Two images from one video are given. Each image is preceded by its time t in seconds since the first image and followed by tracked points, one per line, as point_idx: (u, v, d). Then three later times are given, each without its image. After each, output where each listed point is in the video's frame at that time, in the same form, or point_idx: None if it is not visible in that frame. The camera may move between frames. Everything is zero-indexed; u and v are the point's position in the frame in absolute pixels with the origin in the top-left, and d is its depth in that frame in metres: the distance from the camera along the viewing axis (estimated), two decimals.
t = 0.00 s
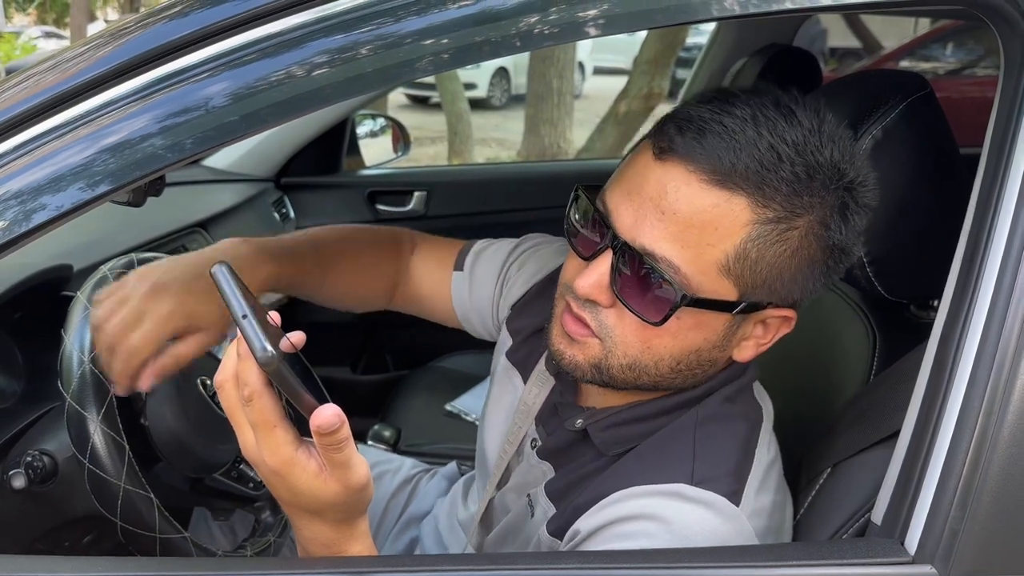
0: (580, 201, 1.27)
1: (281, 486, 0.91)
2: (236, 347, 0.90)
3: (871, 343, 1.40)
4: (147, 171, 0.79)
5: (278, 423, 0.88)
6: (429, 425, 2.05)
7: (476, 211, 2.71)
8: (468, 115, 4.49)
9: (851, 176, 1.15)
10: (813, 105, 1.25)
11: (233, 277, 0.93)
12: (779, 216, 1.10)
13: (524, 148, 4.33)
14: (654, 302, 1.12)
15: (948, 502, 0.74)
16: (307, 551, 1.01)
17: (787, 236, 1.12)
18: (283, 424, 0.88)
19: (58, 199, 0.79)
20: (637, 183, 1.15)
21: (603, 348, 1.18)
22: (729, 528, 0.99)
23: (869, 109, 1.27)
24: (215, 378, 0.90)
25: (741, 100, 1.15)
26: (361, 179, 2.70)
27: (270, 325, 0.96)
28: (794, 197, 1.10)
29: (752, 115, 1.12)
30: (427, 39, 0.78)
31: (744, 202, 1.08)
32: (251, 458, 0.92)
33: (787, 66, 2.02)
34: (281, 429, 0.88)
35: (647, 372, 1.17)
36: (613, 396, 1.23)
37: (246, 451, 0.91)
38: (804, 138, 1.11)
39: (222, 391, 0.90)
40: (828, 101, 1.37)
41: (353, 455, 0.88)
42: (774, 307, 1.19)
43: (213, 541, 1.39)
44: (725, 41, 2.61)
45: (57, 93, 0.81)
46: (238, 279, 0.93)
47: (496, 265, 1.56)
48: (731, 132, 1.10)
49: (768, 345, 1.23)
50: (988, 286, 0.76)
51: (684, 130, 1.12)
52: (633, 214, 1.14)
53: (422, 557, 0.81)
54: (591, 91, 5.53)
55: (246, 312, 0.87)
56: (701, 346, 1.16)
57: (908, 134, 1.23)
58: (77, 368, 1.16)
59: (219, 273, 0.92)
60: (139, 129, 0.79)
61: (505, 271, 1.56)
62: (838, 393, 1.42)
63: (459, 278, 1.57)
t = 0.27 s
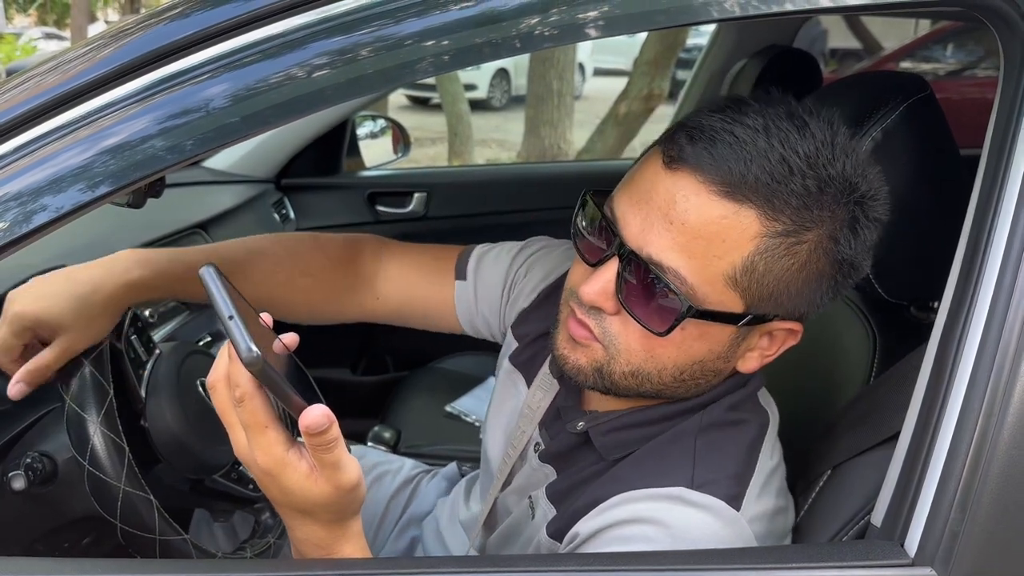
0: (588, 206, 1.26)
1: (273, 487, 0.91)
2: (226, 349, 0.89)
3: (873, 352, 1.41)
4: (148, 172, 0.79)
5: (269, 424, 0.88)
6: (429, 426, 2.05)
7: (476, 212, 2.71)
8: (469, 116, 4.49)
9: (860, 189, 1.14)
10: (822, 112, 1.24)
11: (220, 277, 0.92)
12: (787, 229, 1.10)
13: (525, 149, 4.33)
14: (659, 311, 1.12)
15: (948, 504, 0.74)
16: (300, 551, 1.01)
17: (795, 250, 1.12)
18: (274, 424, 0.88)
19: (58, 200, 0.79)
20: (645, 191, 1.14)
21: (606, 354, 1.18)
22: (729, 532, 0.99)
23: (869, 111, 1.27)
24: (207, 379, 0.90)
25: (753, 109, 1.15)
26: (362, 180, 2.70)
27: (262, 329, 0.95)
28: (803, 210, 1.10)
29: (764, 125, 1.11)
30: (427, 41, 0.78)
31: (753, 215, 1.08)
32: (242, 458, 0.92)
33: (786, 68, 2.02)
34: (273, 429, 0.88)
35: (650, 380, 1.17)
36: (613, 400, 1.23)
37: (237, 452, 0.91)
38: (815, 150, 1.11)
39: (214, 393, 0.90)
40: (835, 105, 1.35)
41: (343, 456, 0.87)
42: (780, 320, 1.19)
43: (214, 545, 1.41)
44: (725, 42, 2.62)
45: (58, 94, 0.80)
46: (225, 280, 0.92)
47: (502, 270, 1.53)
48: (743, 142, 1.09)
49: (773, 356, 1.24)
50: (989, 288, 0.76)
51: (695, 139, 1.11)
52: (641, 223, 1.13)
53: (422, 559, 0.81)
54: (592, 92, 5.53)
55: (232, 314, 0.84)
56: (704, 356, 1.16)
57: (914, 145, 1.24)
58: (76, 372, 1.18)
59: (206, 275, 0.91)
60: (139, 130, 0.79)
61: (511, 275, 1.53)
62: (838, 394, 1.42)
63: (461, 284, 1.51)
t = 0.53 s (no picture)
0: (577, 209, 1.26)
1: (276, 485, 0.91)
2: (234, 345, 0.89)
3: (871, 355, 1.41)
4: (149, 174, 0.79)
5: (274, 421, 0.88)
6: (429, 427, 2.05)
7: (476, 214, 2.71)
8: (469, 118, 4.50)
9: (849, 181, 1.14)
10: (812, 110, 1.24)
11: (231, 272, 0.91)
12: (775, 221, 1.10)
13: (525, 150, 4.34)
14: (650, 310, 1.12)
15: (947, 507, 0.74)
16: (302, 551, 1.01)
17: (785, 241, 1.12)
18: (279, 422, 0.88)
19: (59, 202, 0.80)
20: (631, 189, 1.15)
21: (600, 359, 1.18)
22: (729, 536, 0.99)
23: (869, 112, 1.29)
24: (215, 375, 0.89)
25: (737, 104, 1.15)
26: (362, 182, 2.71)
27: (269, 327, 0.95)
28: (791, 201, 1.10)
29: (747, 119, 1.11)
30: (428, 43, 0.78)
31: (739, 208, 1.08)
32: (245, 455, 0.92)
33: (786, 70, 2.02)
34: (278, 427, 0.88)
35: (646, 382, 1.17)
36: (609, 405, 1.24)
37: (241, 448, 0.92)
38: (801, 142, 1.11)
39: (220, 389, 0.90)
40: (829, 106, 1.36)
41: (347, 455, 0.87)
42: (773, 315, 1.18)
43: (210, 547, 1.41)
44: (725, 44, 2.62)
45: (59, 96, 0.81)
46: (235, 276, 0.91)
47: (491, 276, 1.53)
48: (727, 136, 1.09)
49: (769, 352, 1.23)
50: (988, 289, 0.76)
51: (678, 135, 1.12)
52: (629, 221, 1.13)
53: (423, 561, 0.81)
54: (592, 93, 5.53)
55: (243, 309, 0.84)
56: (698, 354, 1.16)
57: (907, 143, 1.24)
58: (76, 372, 1.18)
59: (218, 270, 0.90)
60: (141, 131, 0.79)
61: (502, 281, 1.53)
62: (838, 395, 1.42)
63: (450, 290, 1.51)
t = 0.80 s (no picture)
0: (576, 210, 1.26)
1: (276, 484, 0.92)
2: (238, 345, 0.91)
3: (869, 357, 1.40)
4: (150, 175, 0.79)
5: (275, 420, 0.89)
6: (430, 428, 2.05)
7: (477, 215, 2.71)
8: (470, 119, 4.50)
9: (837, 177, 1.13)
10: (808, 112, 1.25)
11: (235, 270, 0.91)
12: (760, 216, 1.09)
13: (526, 151, 4.34)
14: (632, 302, 1.12)
15: (945, 508, 0.74)
16: (302, 553, 1.01)
17: (771, 237, 1.11)
18: (279, 420, 0.89)
19: (60, 204, 0.80)
20: (622, 184, 1.16)
21: (590, 352, 1.18)
22: (729, 538, 0.99)
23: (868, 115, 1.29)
24: (218, 373, 0.91)
25: (730, 102, 1.15)
26: (362, 183, 2.71)
27: (273, 331, 0.97)
28: (776, 197, 1.09)
29: (734, 115, 1.11)
30: (429, 45, 0.79)
31: (722, 202, 1.08)
32: (247, 455, 0.93)
33: (786, 73, 2.02)
34: (279, 426, 0.89)
35: (635, 377, 1.16)
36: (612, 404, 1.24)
37: (242, 447, 0.92)
38: (788, 138, 1.10)
39: (223, 388, 0.91)
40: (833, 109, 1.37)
41: (347, 455, 0.88)
42: (765, 314, 1.17)
43: (213, 546, 1.43)
44: (726, 46, 2.62)
45: (60, 98, 0.81)
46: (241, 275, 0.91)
47: (495, 280, 1.52)
48: (712, 132, 1.09)
49: (764, 355, 1.21)
50: (986, 290, 0.76)
51: (668, 130, 1.12)
52: (617, 216, 1.15)
53: (423, 562, 0.81)
54: (593, 95, 5.53)
55: (246, 305, 0.84)
56: (686, 351, 1.15)
57: (905, 144, 1.25)
58: (77, 374, 1.18)
59: (223, 269, 0.90)
60: (141, 134, 0.79)
61: (506, 285, 1.52)
62: (838, 396, 1.42)
63: (454, 296, 1.51)
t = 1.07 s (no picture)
0: (582, 210, 1.26)
1: (277, 482, 0.92)
2: (241, 343, 0.91)
3: (869, 359, 1.40)
4: (151, 177, 0.80)
5: (277, 418, 0.89)
6: (430, 429, 2.06)
7: (478, 217, 2.72)
8: (471, 121, 4.50)
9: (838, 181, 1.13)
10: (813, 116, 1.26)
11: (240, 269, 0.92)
12: (760, 219, 1.09)
13: (527, 153, 4.34)
14: (629, 299, 1.13)
15: (944, 508, 0.74)
16: (303, 553, 1.01)
17: (770, 241, 1.10)
18: (282, 418, 0.89)
19: (62, 206, 0.80)
20: (625, 183, 1.16)
21: (587, 348, 1.19)
22: (729, 539, 1.00)
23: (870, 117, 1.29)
24: (222, 371, 0.91)
25: (735, 105, 1.16)
26: (364, 185, 2.71)
27: (277, 331, 0.97)
28: (776, 200, 1.09)
29: (738, 118, 1.11)
30: (430, 48, 0.79)
31: (721, 203, 1.08)
32: (248, 453, 0.93)
33: (786, 75, 2.03)
34: (281, 424, 0.90)
35: (630, 375, 1.17)
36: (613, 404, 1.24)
37: (244, 445, 0.93)
38: (790, 141, 1.10)
39: (225, 386, 0.91)
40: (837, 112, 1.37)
41: (348, 453, 0.88)
42: (763, 318, 1.17)
43: (209, 547, 1.43)
44: (726, 48, 2.63)
45: (63, 101, 0.81)
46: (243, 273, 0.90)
47: (498, 281, 1.53)
48: (715, 133, 1.10)
49: (762, 359, 1.21)
50: (986, 291, 0.76)
51: (672, 131, 1.13)
52: (619, 214, 1.15)
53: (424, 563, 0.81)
54: (594, 97, 5.54)
55: (248, 301, 0.85)
56: (682, 351, 1.15)
57: (907, 151, 1.26)
58: (79, 376, 1.18)
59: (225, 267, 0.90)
60: (143, 136, 0.79)
61: (510, 287, 1.53)
62: (838, 396, 1.42)
63: (457, 298, 1.52)
